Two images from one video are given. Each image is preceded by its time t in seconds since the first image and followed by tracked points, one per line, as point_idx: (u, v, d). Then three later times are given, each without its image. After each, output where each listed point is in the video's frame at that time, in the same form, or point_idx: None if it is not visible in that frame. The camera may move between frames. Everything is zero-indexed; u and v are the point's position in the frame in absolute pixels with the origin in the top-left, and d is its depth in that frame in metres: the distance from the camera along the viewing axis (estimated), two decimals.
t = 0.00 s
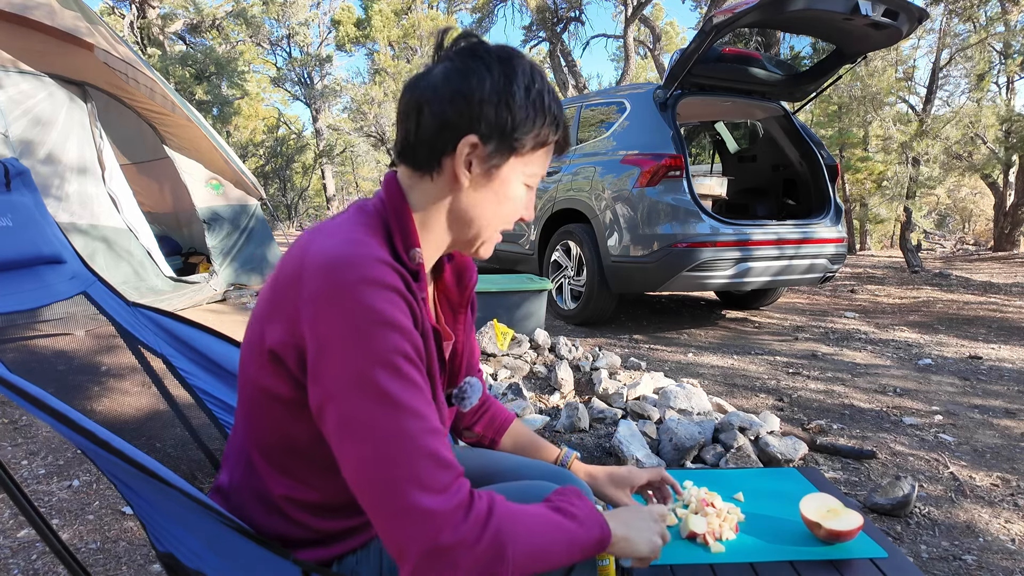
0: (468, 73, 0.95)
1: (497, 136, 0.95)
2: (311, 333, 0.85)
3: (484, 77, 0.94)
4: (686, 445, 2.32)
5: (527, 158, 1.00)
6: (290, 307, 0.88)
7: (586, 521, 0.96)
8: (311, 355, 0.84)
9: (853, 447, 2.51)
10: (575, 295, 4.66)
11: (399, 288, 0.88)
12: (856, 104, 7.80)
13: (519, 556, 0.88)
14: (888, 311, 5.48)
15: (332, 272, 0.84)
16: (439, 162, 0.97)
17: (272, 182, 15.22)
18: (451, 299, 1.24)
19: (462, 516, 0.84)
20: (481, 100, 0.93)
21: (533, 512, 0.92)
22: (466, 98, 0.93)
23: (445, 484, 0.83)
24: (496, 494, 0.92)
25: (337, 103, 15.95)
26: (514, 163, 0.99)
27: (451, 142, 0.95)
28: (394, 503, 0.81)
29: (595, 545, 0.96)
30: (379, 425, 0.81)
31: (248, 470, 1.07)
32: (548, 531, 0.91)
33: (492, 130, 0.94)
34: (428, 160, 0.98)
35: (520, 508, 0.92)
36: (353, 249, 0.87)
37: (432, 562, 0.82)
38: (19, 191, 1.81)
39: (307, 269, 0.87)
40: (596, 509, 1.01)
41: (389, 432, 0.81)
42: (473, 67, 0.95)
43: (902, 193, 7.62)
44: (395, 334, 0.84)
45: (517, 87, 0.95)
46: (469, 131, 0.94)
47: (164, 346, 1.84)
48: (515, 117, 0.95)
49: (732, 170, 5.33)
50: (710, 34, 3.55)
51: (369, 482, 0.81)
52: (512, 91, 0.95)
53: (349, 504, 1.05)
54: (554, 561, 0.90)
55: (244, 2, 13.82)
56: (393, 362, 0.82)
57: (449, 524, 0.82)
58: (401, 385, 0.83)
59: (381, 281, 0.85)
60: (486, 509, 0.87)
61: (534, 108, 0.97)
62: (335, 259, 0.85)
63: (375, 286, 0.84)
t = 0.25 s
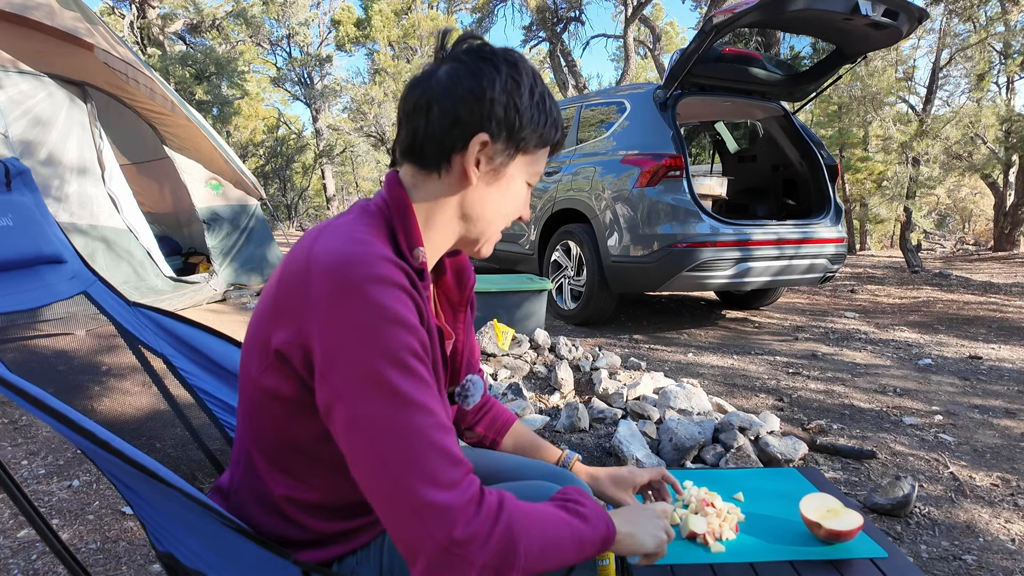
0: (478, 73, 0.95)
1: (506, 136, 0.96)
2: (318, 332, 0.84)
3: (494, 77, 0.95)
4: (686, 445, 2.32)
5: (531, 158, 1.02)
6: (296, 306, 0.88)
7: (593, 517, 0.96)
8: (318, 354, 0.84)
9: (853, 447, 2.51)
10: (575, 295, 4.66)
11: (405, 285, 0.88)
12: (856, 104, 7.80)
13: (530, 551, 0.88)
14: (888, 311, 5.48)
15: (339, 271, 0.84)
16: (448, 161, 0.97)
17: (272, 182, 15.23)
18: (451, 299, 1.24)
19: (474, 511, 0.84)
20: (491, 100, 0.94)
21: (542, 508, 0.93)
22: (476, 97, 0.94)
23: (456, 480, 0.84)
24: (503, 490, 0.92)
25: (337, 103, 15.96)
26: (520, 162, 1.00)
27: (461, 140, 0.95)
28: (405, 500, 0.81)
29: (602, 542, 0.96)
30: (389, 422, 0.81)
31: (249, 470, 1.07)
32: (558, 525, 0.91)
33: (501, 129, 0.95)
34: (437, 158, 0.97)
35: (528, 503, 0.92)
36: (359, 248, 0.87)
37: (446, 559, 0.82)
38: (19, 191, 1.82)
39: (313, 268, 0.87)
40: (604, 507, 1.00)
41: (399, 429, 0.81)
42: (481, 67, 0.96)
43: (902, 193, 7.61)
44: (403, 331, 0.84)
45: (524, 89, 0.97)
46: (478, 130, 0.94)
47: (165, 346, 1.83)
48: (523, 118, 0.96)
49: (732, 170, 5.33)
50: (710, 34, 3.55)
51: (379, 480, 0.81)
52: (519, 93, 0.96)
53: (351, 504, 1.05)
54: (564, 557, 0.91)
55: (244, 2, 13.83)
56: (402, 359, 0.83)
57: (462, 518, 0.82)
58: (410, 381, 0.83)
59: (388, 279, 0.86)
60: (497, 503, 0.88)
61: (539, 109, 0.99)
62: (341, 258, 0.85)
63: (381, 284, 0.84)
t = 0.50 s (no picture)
0: (474, 72, 0.95)
1: (504, 134, 0.96)
2: (322, 329, 0.84)
3: (490, 76, 0.95)
4: (686, 445, 2.32)
5: (531, 155, 1.02)
6: (299, 304, 0.88)
7: (596, 513, 0.96)
8: (322, 351, 0.84)
9: (853, 447, 2.51)
10: (575, 295, 4.66)
11: (408, 282, 0.89)
12: (856, 103, 7.79)
13: (536, 545, 0.88)
14: (888, 311, 5.47)
15: (343, 268, 0.84)
16: (447, 159, 0.97)
17: (272, 182, 15.22)
18: (452, 299, 1.23)
19: (480, 505, 0.85)
20: (488, 98, 0.94)
21: (545, 503, 0.93)
22: (473, 96, 0.94)
23: (462, 474, 0.84)
24: (506, 484, 0.92)
25: (337, 103, 15.96)
26: (519, 160, 1.00)
27: (459, 139, 0.95)
28: (412, 495, 0.81)
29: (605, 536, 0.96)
30: (395, 417, 0.81)
31: (250, 469, 1.07)
32: (563, 519, 0.91)
33: (499, 127, 0.95)
34: (437, 158, 0.97)
35: (532, 498, 0.92)
36: (361, 245, 0.88)
37: (452, 553, 0.82)
38: (19, 191, 1.81)
39: (317, 266, 0.87)
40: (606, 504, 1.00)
41: (405, 424, 0.81)
42: (477, 67, 0.96)
43: (902, 193, 7.61)
44: (407, 327, 0.84)
45: (521, 87, 0.97)
46: (476, 128, 0.94)
47: (164, 346, 1.83)
48: (521, 114, 0.96)
49: (732, 170, 5.33)
50: (710, 34, 3.55)
51: (385, 475, 0.81)
52: (516, 91, 0.96)
53: (353, 503, 1.05)
54: (569, 551, 0.91)
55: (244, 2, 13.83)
56: (406, 355, 0.83)
57: (468, 512, 0.82)
58: (415, 377, 0.83)
59: (391, 276, 0.86)
60: (502, 497, 0.88)
61: (537, 107, 0.99)
62: (344, 256, 0.85)
63: (385, 281, 0.85)
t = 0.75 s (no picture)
0: (471, 71, 0.96)
1: (501, 132, 0.96)
2: (324, 326, 0.85)
3: (486, 74, 0.95)
4: (686, 444, 2.32)
5: (529, 153, 1.01)
6: (301, 301, 0.88)
7: (597, 510, 0.96)
8: (325, 349, 0.84)
9: (853, 447, 2.51)
10: (575, 295, 4.65)
11: (410, 279, 0.88)
12: (856, 103, 7.79)
13: (537, 542, 0.88)
14: (888, 311, 5.47)
15: (344, 266, 0.84)
16: (446, 158, 0.97)
17: (272, 182, 15.22)
18: (452, 299, 1.23)
19: (481, 501, 0.84)
20: (484, 97, 0.94)
21: (546, 500, 0.93)
22: (470, 95, 0.94)
23: (464, 471, 0.84)
24: (507, 481, 0.92)
25: (337, 103, 15.95)
26: (518, 158, 1.00)
27: (456, 138, 0.95)
28: (413, 492, 0.81)
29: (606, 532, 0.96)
30: (397, 414, 0.81)
31: (249, 468, 1.07)
32: (563, 516, 0.91)
33: (496, 126, 0.95)
34: (434, 157, 0.97)
35: (533, 496, 0.92)
36: (363, 243, 0.88)
37: (454, 550, 0.82)
38: (19, 191, 1.82)
39: (318, 263, 0.87)
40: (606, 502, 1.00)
41: (406, 420, 0.81)
42: (474, 66, 0.96)
43: (902, 193, 7.60)
44: (409, 324, 0.84)
45: (517, 85, 0.97)
46: (474, 126, 0.94)
47: (164, 346, 1.82)
48: (518, 112, 0.96)
49: (732, 170, 5.33)
50: (710, 34, 3.55)
51: (387, 472, 0.81)
52: (513, 89, 0.96)
53: (353, 502, 1.05)
54: (570, 548, 0.91)
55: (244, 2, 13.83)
56: (408, 351, 0.83)
57: (469, 509, 0.82)
58: (417, 373, 0.83)
59: (393, 274, 0.86)
60: (503, 494, 0.88)
61: (534, 105, 0.99)
62: (346, 253, 0.85)
63: (386, 278, 0.85)
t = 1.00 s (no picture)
0: (477, 72, 0.96)
1: (506, 133, 0.96)
2: (325, 325, 0.85)
3: (492, 76, 0.95)
4: (685, 444, 2.32)
5: (532, 154, 1.02)
6: (302, 300, 0.88)
7: (596, 511, 0.96)
8: (326, 347, 0.84)
9: (853, 447, 2.51)
10: (575, 295, 4.65)
11: (411, 279, 0.88)
12: (856, 103, 7.79)
13: (535, 542, 0.88)
14: (888, 311, 5.47)
15: (346, 264, 0.85)
16: (450, 158, 0.97)
17: (272, 182, 15.22)
18: (452, 298, 1.23)
19: (480, 501, 0.84)
20: (490, 98, 0.94)
21: (545, 500, 0.93)
22: (476, 95, 0.94)
23: (463, 470, 0.84)
24: (506, 481, 0.92)
25: (337, 103, 15.95)
26: (521, 159, 1.00)
27: (461, 138, 0.95)
28: (412, 491, 0.81)
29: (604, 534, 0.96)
30: (397, 412, 0.81)
31: (250, 467, 1.07)
32: (563, 517, 0.91)
33: (501, 127, 0.95)
34: (439, 157, 0.97)
35: (532, 496, 0.92)
36: (365, 242, 0.88)
37: (452, 550, 0.82)
38: (19, 191, 1.83)
39: (320, 262, 0.87)
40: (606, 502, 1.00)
41: (406, 419, 0.81)
42: (479, 67, 0.97)
43: (902, 193, 7.60)
44: (410, 324, 0.84)
45: (522, 88, 0.97)
46: (479, 127, 0.95)
47: (165, 346, 1.82)
48: (523, 114, 0.97)
49: (732, 170, 5.33)
50: (710, 34, 3.55)
51: (386, 471, 0.81)
52: (518, 91, 0.97)
53: (354, 502, 1.05)
54: (568, 549, 0.91)
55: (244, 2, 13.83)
56: (409, 351, 0.83)
57: (468, 509, 0.82)
58: (417, 373, 0.83)
59: (394, 273, 0.86)
60: (502, 494, 0.88)
61: (538, 108, 0.99)
62: (348, 252, 0.85)
63: (387, 277, 0.85)
